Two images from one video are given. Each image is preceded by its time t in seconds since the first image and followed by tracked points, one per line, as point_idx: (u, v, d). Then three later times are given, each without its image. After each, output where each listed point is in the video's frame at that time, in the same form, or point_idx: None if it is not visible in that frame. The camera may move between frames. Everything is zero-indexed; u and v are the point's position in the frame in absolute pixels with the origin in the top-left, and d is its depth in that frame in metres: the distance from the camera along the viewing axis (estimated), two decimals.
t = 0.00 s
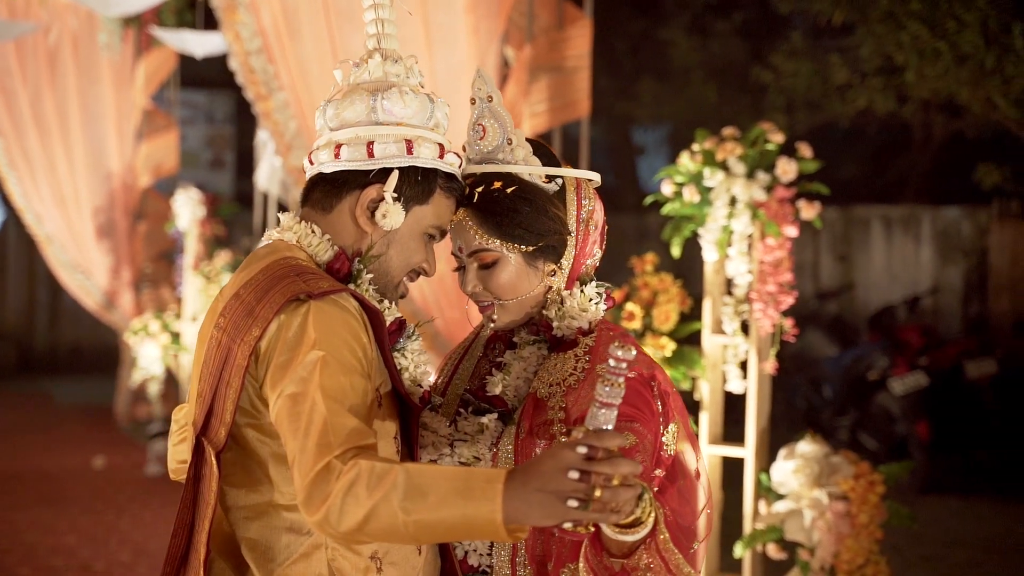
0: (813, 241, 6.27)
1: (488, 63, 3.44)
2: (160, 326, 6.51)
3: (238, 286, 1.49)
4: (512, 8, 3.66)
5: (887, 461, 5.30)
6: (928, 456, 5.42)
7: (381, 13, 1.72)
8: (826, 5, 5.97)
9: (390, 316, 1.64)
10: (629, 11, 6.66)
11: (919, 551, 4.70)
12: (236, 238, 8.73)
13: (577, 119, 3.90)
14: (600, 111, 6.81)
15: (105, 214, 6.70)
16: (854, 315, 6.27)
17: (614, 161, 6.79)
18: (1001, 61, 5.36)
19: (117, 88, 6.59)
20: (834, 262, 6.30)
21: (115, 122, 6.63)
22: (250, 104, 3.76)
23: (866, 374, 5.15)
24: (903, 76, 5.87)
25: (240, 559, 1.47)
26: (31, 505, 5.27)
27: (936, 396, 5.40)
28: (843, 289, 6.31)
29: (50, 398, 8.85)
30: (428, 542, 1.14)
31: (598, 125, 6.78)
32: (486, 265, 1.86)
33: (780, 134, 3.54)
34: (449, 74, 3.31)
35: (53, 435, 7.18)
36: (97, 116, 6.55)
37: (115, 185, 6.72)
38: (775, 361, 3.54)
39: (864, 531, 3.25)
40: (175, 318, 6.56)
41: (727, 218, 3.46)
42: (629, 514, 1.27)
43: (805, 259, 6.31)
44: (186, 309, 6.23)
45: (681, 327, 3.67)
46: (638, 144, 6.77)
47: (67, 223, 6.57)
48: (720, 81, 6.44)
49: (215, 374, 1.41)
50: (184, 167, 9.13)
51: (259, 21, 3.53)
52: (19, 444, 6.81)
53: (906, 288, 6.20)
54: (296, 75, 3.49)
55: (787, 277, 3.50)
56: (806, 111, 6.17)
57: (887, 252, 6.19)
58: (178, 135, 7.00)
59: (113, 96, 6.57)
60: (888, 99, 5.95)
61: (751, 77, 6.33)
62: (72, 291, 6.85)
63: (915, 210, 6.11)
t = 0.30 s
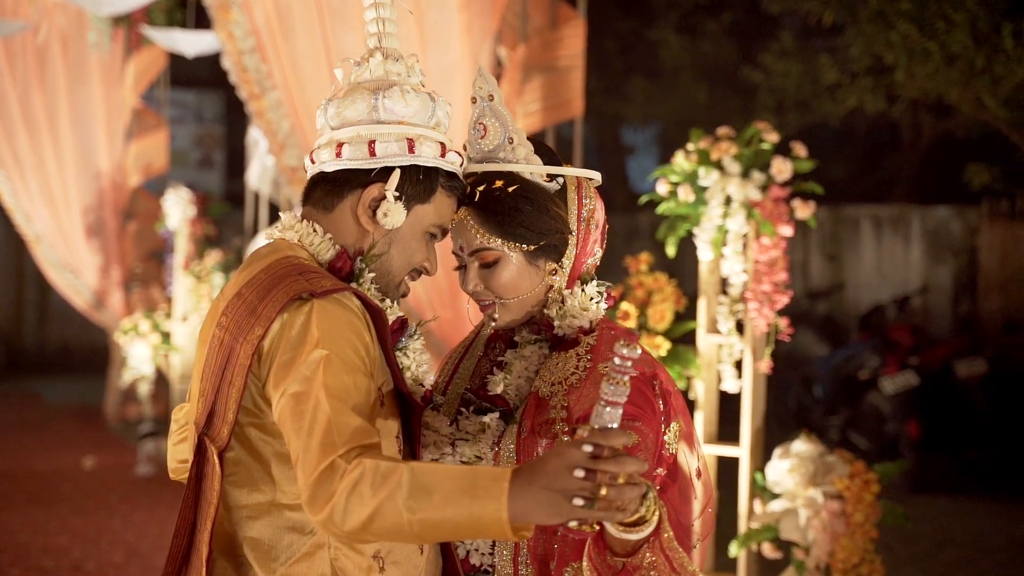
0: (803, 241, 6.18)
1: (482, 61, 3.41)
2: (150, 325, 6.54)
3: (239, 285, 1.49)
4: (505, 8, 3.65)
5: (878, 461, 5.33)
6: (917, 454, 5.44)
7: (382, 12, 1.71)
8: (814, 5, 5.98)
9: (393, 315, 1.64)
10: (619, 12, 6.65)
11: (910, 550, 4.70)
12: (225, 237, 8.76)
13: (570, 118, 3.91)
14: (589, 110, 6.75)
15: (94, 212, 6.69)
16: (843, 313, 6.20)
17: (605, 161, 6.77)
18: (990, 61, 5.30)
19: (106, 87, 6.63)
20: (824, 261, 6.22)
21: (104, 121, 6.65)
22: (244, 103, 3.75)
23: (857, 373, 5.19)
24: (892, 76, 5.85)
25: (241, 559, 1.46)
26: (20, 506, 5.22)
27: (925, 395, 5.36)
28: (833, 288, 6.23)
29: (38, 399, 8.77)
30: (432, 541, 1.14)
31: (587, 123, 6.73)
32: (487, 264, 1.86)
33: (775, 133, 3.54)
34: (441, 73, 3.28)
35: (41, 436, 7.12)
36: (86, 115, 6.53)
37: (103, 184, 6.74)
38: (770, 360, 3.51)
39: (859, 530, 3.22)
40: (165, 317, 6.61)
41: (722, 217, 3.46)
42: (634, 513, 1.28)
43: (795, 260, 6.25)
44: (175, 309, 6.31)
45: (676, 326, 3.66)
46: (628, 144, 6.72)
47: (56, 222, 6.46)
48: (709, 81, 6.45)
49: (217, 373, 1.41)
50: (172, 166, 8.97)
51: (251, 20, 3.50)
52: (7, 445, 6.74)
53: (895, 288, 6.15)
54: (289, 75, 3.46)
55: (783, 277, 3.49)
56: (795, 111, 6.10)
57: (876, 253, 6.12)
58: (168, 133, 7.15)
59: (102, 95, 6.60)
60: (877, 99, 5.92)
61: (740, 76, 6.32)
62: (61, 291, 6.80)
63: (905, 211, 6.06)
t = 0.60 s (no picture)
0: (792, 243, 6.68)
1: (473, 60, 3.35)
2: (137, 325, 6.57)
3: (241, 284, 1.49)
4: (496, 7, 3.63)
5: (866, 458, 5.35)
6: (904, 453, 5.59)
7: (382, 11, 1.70)
8: (802, 6, 6.13)
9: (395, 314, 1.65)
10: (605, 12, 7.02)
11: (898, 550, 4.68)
12: (214, 237, 8.67)
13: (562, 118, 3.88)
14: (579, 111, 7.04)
15: (81, 213, 6.67)
16: (830, 313, 6.61)
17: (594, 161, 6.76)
18: (977, 61, 5.32)
19: (92, 85, 6.59)
20: (811, 260, 6.69)
21: (92, 120, 6.61)
22: (236, 102, 3.72)
23: (845, 373, 5.21)
24: (879, 76, 5.86)
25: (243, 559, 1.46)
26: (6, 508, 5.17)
27: (915, 393, 5.58)
28: (820, 288, 6.67)
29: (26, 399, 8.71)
30: (438, 540, 1.14)
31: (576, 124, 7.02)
32: (487, 262, 1.86)
33: (768, 133, 3.53)
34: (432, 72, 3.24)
35: (29, 436, 7.08)
36: (73, 115, 6.54)
37: (91, 184, 6.70)
38: (763, 361, 3.52)
39: (852, 529, 3.19)
40: (152, 317, 6.65)
41: (715, 217, 3.47)
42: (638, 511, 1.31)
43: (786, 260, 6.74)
44: (163, 309, 6.47)
45: (669, 327, 3.67)
46: (615, 144, 6.98)
47: (42, 221, 6.59)
48: (696, 81, 6.69)
49: (219, 372, 1.41)
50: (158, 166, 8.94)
51: (242, 17, 3.49)
52: None
53: (883, 288, 6.53)
54: (278, 70, 3.43)
55: (775, 277, 3.49)
56: (781, 112, 6.24)
57: (863, 250, 6.51)
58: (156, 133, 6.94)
59: (89, 94, 6.57)
60: (864, 98, 5.90)
61: (728, 76, 6.55)
62: (49, 291, 6.88)
63: (891, 212, 6.39)
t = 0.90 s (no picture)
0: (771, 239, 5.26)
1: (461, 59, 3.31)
2: (120, 325, 6.58)
3: (238, 283, 1.48)
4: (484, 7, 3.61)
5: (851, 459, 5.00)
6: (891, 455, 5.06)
7: (378, 10, 1.69)
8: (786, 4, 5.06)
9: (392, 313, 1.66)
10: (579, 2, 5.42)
11: (879, 550, 4.64)
12: (197, 237, 8.21)
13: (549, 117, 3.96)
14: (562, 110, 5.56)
15: (63, 212, 6.68)
16: (817, 321, 5.21)
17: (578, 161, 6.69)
18: (960, 62, 4.69)
19: (75, 85, 6.52)
20: (796, 261, 5.24)
21: (74, 120, 6.56)
22: (222, 101, 3.74)
23: (829, 372, 5.09)
24: (864, 77, 4.95)
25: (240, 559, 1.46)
26: None
27: (900, 396, 4.99)
28: (804, 288, 5.23)
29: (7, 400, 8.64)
30: (439, 539, 1.14)
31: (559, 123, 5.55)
32: (484, 262, 1.86)
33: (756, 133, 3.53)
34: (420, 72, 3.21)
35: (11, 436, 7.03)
36: (56, 115, 6.50)
37: (73, 184, 6.68)
38: (751, 360, 3.56)
39: (840, 528, 3.21)
40: (135, 317, 6.66)
41: (704, 217, 3.48)
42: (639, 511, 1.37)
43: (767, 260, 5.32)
44: (147, 309, 6.47)
45: (657, 326, 3.69)
46: (598, 146, 5.54)
47: (25, 221, 6.62)
48: (681, 82, 5.35)
49: (218, 371, 1.40)
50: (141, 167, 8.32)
51: (230, 17, 3.45)
52: None
53: (865, 288, 5.09)
54: (266, 71, 3.40)
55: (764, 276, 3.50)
56: (765, 113, 5.14)
57: (845, 248, 5.12)
58: (139, 132, 6.88)
59: (72, 94, 6.51)
60: (847, 100, 4.97)
61: (714, 78, 5.27)
62: (31, 291, 6.87)
63: (874, 209, 5.02)
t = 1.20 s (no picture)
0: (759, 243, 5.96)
1: (451, 61, 3.32)
2: (107, 326, 6.56)
3: (238, 284, 1.48)
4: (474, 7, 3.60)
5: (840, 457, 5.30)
6: (878, 454, 5.38)
7: (376, 10, 1.70)
8: (772, 5, 5.66)
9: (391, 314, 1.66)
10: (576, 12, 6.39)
11: (869, 550, 4.72)
12: (184, 237, 8.25)
13: (540, 117, 3.87)
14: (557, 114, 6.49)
15: (49, 212, 6.65)
16: (801, 317, 5.90)
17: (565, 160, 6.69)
18: (945, 62, 5.00)
19: (62, 87, 6.47)
20: (782, 260, 5.92)
21: (60, 120, 6.52)
22: (211, 102, 3.63)
23: (816, 372, 5.25)
24: (849, 77, 5.45)
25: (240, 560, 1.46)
26: None
27: (885, 395, 5.27)
28: (790, 289, 5.91)
29: None
30: (441, 540, 1.14)
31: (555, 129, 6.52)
32: (482, 263, 1.87)
33: (748, 133, 3.54)
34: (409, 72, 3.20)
35: None
36: (41, 115, 6.44)
37: (59, 184, 6.65)
38: (743, 360, 3.56)
39: (832, 528, 3.24)
40: (122, 318, 6.63)
41: (695, 217, 3.48)
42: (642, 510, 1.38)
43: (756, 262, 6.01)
44: (133, 310, 6.46)
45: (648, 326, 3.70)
46: (585, 145, 6.43)
47: (10, 222, 6.52)
48: (665, 81, 6.15)
49: (217, 372, 1.40)
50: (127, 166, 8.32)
51: (219, 16, 3.43)
52: None
53: (851, 288, 5.73)
54: (256, 70, 3.39)
55: (755, 276, 3.52)
56: (753, 111, 5.74)
57: (832, 250, 5.75)
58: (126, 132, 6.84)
59: (58, 95, 6.46)
60: (834, 100, 5.49)
61: (698, 77, 6.02)
62: (17, 291, 6.76)
63: (859, 210, 5.61)
